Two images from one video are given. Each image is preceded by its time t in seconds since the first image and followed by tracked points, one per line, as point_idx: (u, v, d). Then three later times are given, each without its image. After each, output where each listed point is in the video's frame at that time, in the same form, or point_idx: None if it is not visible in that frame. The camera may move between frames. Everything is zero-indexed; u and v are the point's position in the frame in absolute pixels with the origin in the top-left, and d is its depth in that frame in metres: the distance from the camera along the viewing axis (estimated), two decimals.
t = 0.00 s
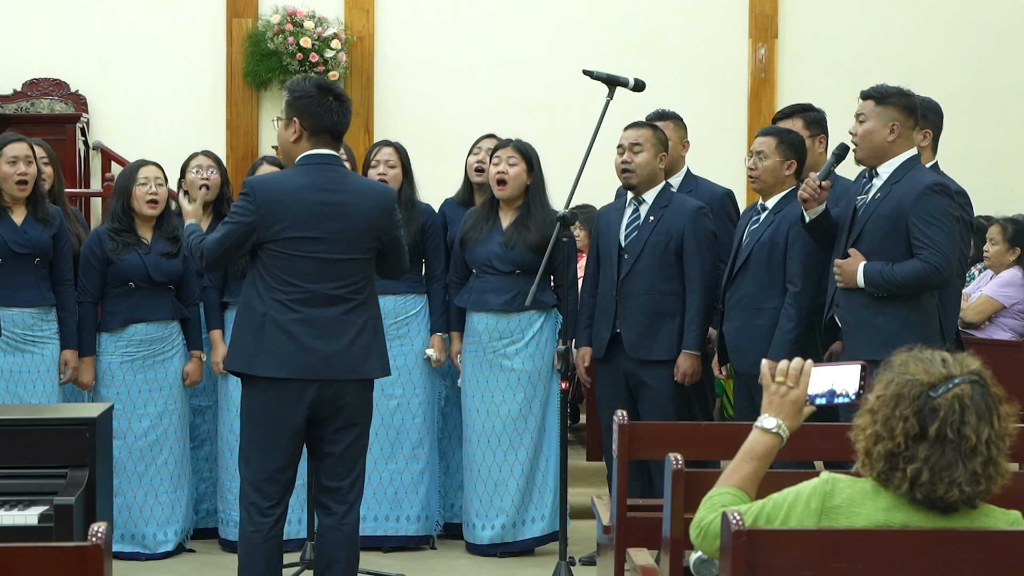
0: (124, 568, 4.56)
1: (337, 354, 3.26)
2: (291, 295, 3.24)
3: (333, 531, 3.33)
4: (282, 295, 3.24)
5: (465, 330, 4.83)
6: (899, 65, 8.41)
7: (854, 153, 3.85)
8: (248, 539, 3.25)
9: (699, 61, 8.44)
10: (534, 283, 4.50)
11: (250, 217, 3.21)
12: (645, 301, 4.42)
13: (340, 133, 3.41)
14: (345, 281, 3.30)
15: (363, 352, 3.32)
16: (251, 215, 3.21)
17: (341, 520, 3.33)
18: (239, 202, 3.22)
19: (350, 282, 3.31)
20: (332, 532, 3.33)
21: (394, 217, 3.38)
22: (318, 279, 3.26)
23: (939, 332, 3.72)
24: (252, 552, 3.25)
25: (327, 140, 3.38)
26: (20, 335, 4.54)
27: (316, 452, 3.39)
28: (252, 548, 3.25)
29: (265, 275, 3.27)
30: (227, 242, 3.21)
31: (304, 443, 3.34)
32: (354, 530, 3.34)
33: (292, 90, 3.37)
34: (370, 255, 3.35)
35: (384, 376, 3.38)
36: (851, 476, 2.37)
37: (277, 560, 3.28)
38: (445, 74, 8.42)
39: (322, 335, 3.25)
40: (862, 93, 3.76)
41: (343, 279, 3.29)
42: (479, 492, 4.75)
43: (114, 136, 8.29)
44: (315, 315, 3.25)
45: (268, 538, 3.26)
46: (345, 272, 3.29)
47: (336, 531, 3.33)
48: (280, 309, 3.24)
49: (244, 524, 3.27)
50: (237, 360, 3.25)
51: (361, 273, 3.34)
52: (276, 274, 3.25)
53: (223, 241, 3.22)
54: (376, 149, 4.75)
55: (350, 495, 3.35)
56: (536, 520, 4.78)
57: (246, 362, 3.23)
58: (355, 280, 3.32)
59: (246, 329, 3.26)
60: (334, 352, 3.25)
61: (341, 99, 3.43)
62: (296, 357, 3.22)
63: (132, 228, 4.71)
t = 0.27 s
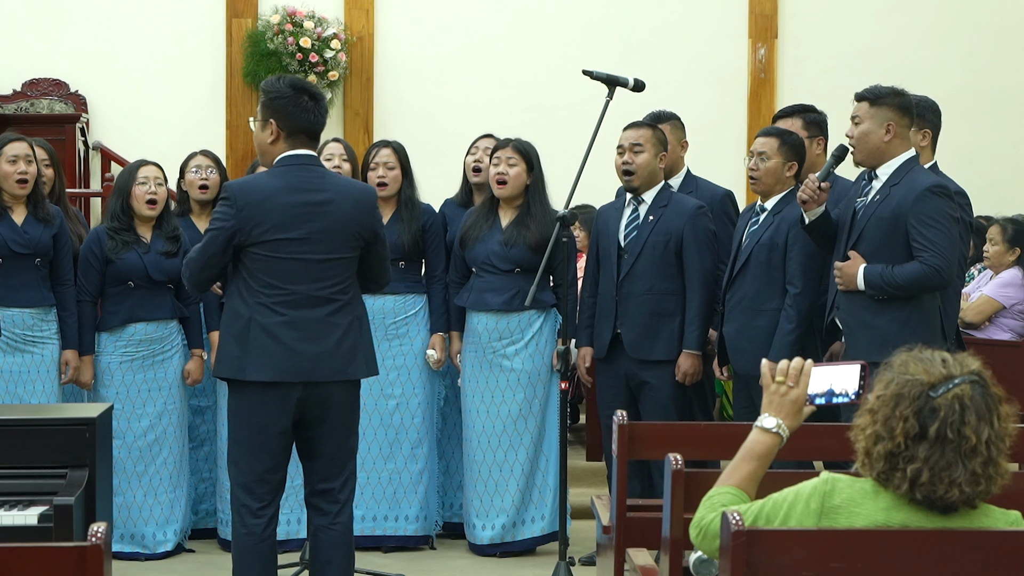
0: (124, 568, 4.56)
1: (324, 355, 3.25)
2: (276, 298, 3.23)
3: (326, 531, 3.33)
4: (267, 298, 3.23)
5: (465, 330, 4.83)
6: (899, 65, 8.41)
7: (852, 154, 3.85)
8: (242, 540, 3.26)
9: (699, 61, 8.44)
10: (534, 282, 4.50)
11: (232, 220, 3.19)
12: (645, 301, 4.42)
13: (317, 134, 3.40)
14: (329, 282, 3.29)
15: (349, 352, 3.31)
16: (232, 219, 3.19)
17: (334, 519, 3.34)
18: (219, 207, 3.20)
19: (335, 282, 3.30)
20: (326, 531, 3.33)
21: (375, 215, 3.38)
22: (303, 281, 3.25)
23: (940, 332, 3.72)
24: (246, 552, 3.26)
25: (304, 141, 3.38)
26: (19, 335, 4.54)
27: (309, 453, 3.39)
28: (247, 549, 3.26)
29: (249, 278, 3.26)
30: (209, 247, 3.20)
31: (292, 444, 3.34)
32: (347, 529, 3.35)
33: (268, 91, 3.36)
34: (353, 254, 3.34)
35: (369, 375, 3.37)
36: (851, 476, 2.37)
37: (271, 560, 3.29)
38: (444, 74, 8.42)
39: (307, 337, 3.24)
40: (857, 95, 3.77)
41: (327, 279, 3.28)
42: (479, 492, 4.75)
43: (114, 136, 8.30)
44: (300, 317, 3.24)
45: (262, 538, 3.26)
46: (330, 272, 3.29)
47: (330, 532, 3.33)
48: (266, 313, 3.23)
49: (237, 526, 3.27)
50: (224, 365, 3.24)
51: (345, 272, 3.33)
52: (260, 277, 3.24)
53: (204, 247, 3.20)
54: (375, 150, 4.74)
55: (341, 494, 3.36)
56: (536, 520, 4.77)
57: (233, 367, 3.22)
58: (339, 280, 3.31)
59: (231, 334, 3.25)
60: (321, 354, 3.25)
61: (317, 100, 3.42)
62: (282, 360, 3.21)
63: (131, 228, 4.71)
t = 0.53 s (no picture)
0: (123, 568, 4.56)
1: (307, 357, 3.25)
2: (258, 302, 3.24)
3: (317, 530, 3.33)
4: (249, 302, 3.25)
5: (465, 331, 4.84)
6: (899, 65, 8.41)
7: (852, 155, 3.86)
8: (236, 540, 3.26)
9: (699, 61, 8.44)
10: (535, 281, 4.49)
11: (210, 226, 3.19)
12: (646, 302, 4.42)
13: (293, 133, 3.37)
14: (310, 284, 3.29)
15: (332, 353, 3.31)
16: (209, 224, 3.19)
17: (325, 518, 3.34)
18: (197, 213, 3.20)
19: (317, 283, 3.30)
20: (318, 531, 3.33)
21: (354, 214, 3.36)
22: (283, 284, 3.25)
23: (940, 332, 3.72)
24: (241, 551, 3.27)
25: (279, 141, 3.35)
26: (19, 336, 4.54)
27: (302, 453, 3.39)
28: (241, 548, 3.27)
29: (230, 282, 3.27)
30: (189, 254, 3.21)
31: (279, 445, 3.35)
32: (340, 527, 3.35)
33: (241, 92, 3.33)
34: (334, 254, 3.33)
35: (353, 373, 3.38)
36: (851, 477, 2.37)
37: (266, 559, 3.29)
38: (444, 74, 8.42)
39: (289, 340, 3.25)
40: (856, 95, 3.78)
41: (307, 281, 3.28)
42: (479, 492, 4.75)
43: (114, 137, 8.30)
44: (281, 320, 3.25)
45: (257, 537, 3.27)
46: (311, 274, 3.28)
47: (322, 531, 3.33)
48: (247, 317, 3.25)
49: (230, 525, 3.27)
50: (210, 370, 3.27)
51: (327, 273, 3.33)
52: (241, 281, 3.25)
53: (185, 253, 3.21)
54: (374, 150, 4.73)
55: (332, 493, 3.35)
56: (536, 520, 4.77)
57: (217, 372, 3.25)
58: (321, 281, 3.31)
59: (215, 338, 3.28)
60: (303, 356, 3.25)
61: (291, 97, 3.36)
62: (265, 363, 3.22)
63: (130, 227, 4.71)
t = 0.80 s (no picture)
0: (123, 568, 4.56)
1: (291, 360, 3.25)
2: (241, 306, 3.25)
3: (311, 530, 3.33)
4: (233, 306, 3.25)
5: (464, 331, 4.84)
6: (898, 66, 8.41)
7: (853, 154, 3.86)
8: (231, 539, 3.27)
9: (699, 62, 8.44)
10: (534, 281, 4.49)
11: (191, 231, 3.21)
12: (646, 301, 4.42)
13: (270, 136, 3.35)
14: (294, 286, 3.28)
15: (318, 356, 3.30)
16: (191, 229, 3.21)
17: (317, 518, 3.33)
18: (179, 219, 3.23)
19: (301, 285, 3.29)
20: (311, 531, 3.32)
21: (339, 215, 3.35)
22: (267, 287, 3.25)
23: (940, 332, 3.72)
24: (236, 551, 3.27)
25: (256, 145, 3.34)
26: (19, 336, 4.54)
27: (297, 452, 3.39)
28: (237, 546, 3.27)
29: (215, 287, 3.28)
30: (171, 259, 3.23)
31: (270, 444, 3.35)
32: (333, 528, 3.34)
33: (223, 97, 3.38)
34: (318, 256, 3.32)
35: (340, 375, 3.37)
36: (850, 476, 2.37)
37: (261, 558, 3.29)
38: (444, 74, 8.42)
39: (273, 343, 3.24)
40: (859, 95, 3.79)
41: (291, 284, 3.28)
42: (478, 492, 4.75)
43: (114, 137, 8.30)
44: (265, 324, 3.25)
45: (252, 535, 3.27)
46: (295, 277, 3.28)
47: (314, 532, 3.32)
48: (232, 321, 3.25)
49: (225, 524, 3.28)
50: (197, 375, 3.29)
51: (311, 275, 3.32)
52: (226, 285, 3.26)
53: (169, 257, 3.24)
54: (373, 150, 4.74)
55: (323, 493, 3.35)
56: (535, 521, 4.77)
57: (203, 376, 3.27)
58: (305, 283, 3.30)
59: (201, 343, 3.30)
60: (288, 359, 3.24)
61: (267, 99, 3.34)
62: (250, 367, 3.22)
63: (129, 227, 4.72)
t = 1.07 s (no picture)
0: (123, 568, 4.56)
1: (282, 361, 3.24)
2: (233, 306, 3.26)
3: (308, 530, 3.32)
4: (225, 307, 3.27)
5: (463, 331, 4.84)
6: (898, 66, 8.41)
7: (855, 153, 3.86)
8: (230, 539, 3.27)
9: (699, 62, 8.44)
10: (534, 281, 4.49)
11: (181, 233, 3.22)
12: (646, 301, 4.42)
13: (256, 134, 3.32)
14: (285, 287, 3.28)
15: (310, 356, 3.29)
16: (181, 231, 3.22)
17: (314, 518, 3.33)
18: (170, 220, 3.24)
19: (293, 286, 3.29)
20: (309, 531, 3.32)
21: (331, 215, 3.33)
22: (257, 288, 3.25)
23: (940, 333, 3.72)
24: (235, 550, 3.27)
25: (244, 145, 3.32)
26: (19, 336, 4.54)
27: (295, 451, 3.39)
28: (235, 546, 3.27)
29: (208, 287, 3.30)
30: (163, 260, 3.25)
31: (267, 443, 3.35)
32: (330, 528, 3.33)
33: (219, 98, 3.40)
34: (309, 256, 3.31)
35: (334, 375, 3.36)
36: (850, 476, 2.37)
37: (260, 558, 3.29)
38: (444, 74, 8.42)
39: (264, 344, 3.25)
40: (864, 93, 3.79)
41: (282, 285, 3.27)
42: (478, 493, 4.75)
43: (114, 137, 8.30)
44: (256, 325, 3.25)
45: (250, 535, 3.27)
46: (285, 278, 3.27)
47: (313, 532, 3.32)
48: (224, 321, 3.27)
49: (223, 523, 3.28)
50: (191, 373, 3.32)
51: (303, 276, 3.30)
52: (218, 286, 3.27)
53: (159, 258, 3.26)
54: (373, 150, 4.74)
55: (322, 494, 3.35)
56: (535, 521, 4.77)
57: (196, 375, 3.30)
58: (297, 284, 3.29)
59: (196, 343, 3.32)
60: (278, 360, 3.24)
61: (255, 98, 3.33)
62: (240, 367, 3.23)
63: (128, 228, 4.72)
